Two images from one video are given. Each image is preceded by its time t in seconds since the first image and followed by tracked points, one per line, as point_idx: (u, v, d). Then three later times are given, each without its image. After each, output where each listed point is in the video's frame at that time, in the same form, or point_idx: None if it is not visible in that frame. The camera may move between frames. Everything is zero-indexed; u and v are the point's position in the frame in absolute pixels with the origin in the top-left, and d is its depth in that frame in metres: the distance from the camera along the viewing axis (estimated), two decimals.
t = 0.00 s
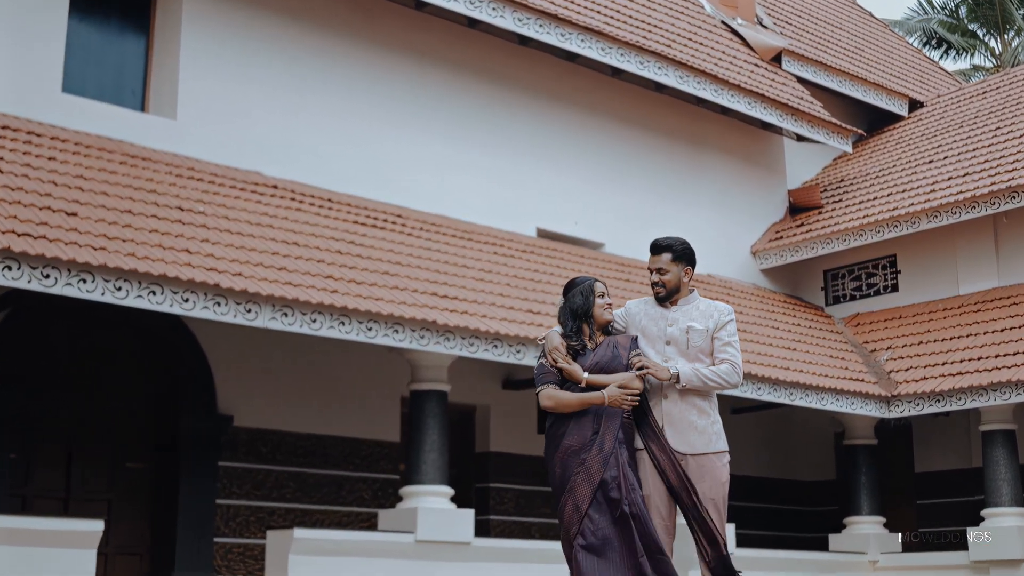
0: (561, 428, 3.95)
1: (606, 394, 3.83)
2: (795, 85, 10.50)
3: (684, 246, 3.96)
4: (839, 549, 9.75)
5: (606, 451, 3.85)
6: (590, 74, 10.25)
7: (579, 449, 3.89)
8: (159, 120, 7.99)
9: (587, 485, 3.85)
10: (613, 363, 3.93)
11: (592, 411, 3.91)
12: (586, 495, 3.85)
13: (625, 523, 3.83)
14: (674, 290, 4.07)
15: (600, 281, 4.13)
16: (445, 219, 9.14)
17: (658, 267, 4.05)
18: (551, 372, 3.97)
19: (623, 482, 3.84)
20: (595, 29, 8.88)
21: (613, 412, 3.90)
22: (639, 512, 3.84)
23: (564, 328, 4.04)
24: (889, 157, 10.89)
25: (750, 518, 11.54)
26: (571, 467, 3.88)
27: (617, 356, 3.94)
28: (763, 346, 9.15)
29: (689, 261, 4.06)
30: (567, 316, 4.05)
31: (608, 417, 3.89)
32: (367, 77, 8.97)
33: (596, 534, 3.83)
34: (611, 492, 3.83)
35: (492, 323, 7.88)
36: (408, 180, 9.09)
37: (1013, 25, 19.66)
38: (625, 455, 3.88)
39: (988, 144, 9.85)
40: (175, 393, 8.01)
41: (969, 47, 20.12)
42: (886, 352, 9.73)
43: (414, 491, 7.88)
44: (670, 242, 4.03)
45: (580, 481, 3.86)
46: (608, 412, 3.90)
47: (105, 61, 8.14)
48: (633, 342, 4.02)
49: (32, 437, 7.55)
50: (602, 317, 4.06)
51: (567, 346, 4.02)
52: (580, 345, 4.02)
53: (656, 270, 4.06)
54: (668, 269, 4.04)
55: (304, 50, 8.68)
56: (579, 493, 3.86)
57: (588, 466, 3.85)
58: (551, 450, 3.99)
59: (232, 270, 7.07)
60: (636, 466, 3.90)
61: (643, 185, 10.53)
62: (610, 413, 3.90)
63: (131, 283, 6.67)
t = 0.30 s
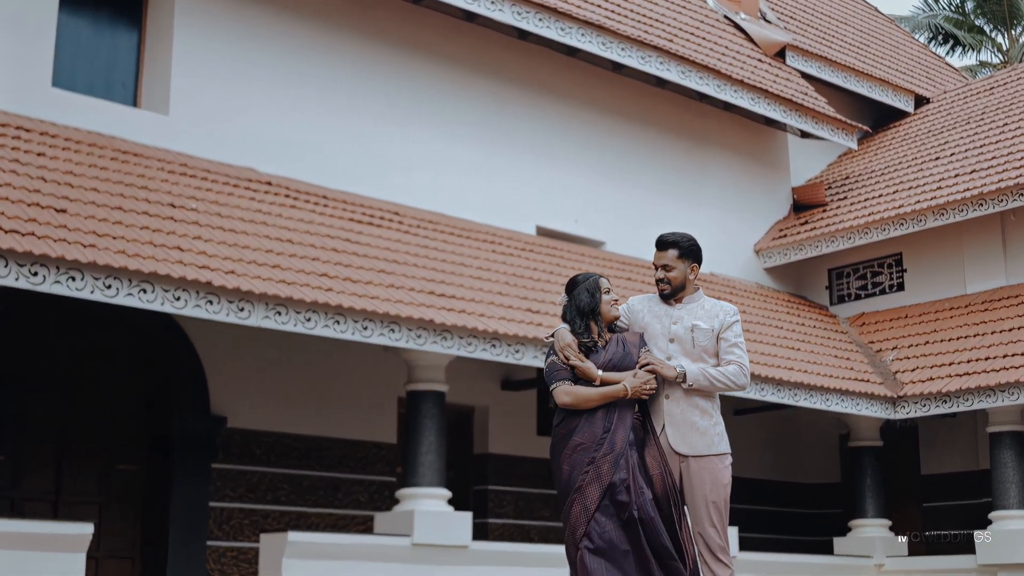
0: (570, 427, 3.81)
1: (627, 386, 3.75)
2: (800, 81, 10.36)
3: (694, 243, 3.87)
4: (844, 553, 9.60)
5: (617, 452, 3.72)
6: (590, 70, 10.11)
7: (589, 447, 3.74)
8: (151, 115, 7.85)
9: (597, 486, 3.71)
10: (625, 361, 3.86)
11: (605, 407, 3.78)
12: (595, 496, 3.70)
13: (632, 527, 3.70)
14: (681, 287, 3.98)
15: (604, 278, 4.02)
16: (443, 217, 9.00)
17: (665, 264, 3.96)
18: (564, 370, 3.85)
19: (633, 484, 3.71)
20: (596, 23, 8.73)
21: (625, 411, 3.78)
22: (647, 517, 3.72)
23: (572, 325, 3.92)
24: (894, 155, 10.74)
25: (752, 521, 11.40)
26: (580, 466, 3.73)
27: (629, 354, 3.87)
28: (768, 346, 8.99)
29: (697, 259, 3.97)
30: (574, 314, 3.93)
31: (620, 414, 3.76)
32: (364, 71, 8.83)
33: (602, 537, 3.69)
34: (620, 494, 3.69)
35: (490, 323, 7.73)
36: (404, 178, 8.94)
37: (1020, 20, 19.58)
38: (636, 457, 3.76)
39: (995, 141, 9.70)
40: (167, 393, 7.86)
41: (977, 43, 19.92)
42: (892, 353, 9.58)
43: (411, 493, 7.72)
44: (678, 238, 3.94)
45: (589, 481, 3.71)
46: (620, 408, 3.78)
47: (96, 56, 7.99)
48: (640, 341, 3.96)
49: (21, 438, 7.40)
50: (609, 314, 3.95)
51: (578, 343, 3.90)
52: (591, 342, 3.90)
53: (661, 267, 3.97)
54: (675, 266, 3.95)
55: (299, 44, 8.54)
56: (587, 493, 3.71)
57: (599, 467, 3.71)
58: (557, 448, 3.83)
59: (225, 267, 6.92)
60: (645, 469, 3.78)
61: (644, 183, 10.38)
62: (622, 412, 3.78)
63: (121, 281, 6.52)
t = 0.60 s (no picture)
0: (573, 427, 3.82)
1: (634, 381, 3.78)
2: (803, 76, 10.23)
3: (699, 239, 3.91)
4: (848, 557, 9.45)
5: (620, 454, 3.74)
6: (591, 65, 9.97)
7: (592, 448, 3.76)
8: (143, 110, 7.71)
9: (598, 487, 3.73)
10: (630, 361, 3.88)
11: (608, 407, 3.82)
12: (594, 497, 3.74)
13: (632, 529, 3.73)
14: (685, 284, 4.02)
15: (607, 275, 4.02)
16: (440, 214, 8.85)
17: (669, 261, 3.99)
18: (569, 370, 3.86)
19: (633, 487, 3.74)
20: (596, 18, 8.59)
21: (629, 414, 3.82)
22: (646, 521, 3.76)
23: (578, 323, 3.93)
24: (899, 152, 10.60)
25: (755, 523, 11.27)
26: (581, 467, 3.76)
27: (635, 354, 3.90)
28: (771, 346, 8.85)
29: (700, 256, 4.00)
30: (578, 314, 3.94)
31: (625, 414, 3.80)
32: (361, 66, 8.70)
33: (602, 537, 3.72)
34: (620, 496, 3.72)
35: (488, 321, 7.59)
36: (401, 175, 8.80)
37: None
38: (637, 460, 3.79)
39: (1001, 138, 9.58)
40: (160, 393, 7.72)
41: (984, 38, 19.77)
42: (897, 353, 9.43)
43: (407, 495, 7.57)
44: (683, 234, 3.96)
45: (590, 482, 3.74)
46: (624, 408, 3.82)
47: (87, 51, 7.86)
48: (645, 340, 4.00)
49: (9, 440, 7.25)
50: (614, 311, 3.96)
51: (583, 343, 3.91)
52: (597, 341, 3.92)
53: (666, 264, 4.00)
54: (679, 263, 3.99)
55: (295, 38, 8.41)
56: (588, 494, 3.74)
57: (601, 468, 3.74)
58: (559, 446, 3.85)
59: (218, 265, 6.78)
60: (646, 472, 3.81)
61: (645, 181, 10.24)
62: (625, 416, 3.81)
63: (111, 279, 6.37)
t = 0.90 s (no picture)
0: (571, 427, 3.67)
1: (635, 379, 3.64)
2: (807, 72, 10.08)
3: (706, 234, 3.77)
4: (853, 560, 9.30)
5: (620, 456, 3.60)
6: (591, 60, 9.82)
7: (591, 450, 3.61)
8: (134, 106, 7.57)
9: (597, 490, 3.58)
10: (630, 360, 3.73)
11: (608, 407, 3.66)
12: (592, 499, 3.59)
13: (630, 533, 3.59)
14: (691, 281, 3.87)
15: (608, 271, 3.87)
16: (438, 211, 8.71)
17: (674, 257, 3.84)
18: (569, 368, 3.70)
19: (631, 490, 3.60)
20: (596, 12, 8.45)
21: (629, 415, 3.68)
22: (644, 526, 3.62)
23: (577, 321, 3.79)
24: (904, 149, 10.45)
25: (759, 526, 11.13)
26: (580, 468, 3.61)
27: (636, 354, 3.75)
28: (775, 346, 8.69)
29: (707, 252, 3.85)
30: (579, 312, 3.79)
31: (625, 414, 3.65)
32: (357, 60, 8.54)
33: (599, 541, 3.57)
34: (618, 499, 3.59)
35: (485, 321, 7.44)
36: (397, 172, 8.65)
37: None
38: (637, 462, 3.64)
39: (1008, 135, 9.43)
40: (151, 395, 7.57)
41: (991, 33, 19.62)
42: (903, 353, 9.28)
43: (403, 498, 7.42)
44: (689, 230, 3.82)
45: (589, 485, 3.59)
46: (625, 408, 3.68)
47: (77, 45, 7.72)
48: (648, 339, 3.85)
49: None
50: (615, 309, 3.81)
51: (583, 341, 3.76)
52: (597, 340, 3.76)
53: (670, 260, 3.86)
54: (685, 259, 3.84)
55: (290, 32, 8.26)
56: (586, 497, 3.59)
57: (600, 470, 3.59)
58: (557, 447, 3.70)
59: (209, 263, 6.63)
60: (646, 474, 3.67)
61: (646, 178, 10.09)
62: (626, 418, 3.67)
63: (99, 277, 6.21)
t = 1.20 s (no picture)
0: (567, 427, 3.54)
1: (634, 379, 3.51)
2: (811, 67, 9.94)
3: (711, 229, 3.64)
4: (857, 564, 9.15)
5: (618, 457, 3.46)
6: (591, 55, 9.68)
7: (588, 451, 3.48)
8: (125, 101, 7.42)
9: (594, 492, 3.45)
10: (630, 361, 3.59)
11: (607, 407, 3.53)
12: (588, 501, 3.45)
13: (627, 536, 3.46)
14: (695, 278, 3.73)
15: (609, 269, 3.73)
16: (435, 209, 8.58)
17: (678, 253, 3.71)
18: (567, 369, 3.56)
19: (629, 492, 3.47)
20: (596, 6, 8.32)
21: (627, 415, 3.54)
22: (643, 529, 3.48)
23: (576, 320, 3.65)
24: (909, 147, 10.32)
25: (761, 529, 10.99)
26: (576, 469, 3.48)
27: (636, 354, 3.61)
28: (778, 347, 8.55)
29: (712, 248, 3.72)
30: (577, 311, 3.65)
31: (624, 414, 3.52)
32: (354, 55, 8.41)
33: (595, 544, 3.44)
34: (615, 501, 3.45)
35: (483, 320, 7.30)
36: (394, 169, 8.51)
37: None
38: (636, 464, 3.51)
39: (1015, 131, 9.31)
40: (143, 396, 7.43)
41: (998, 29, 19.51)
42: (908, 353, 9.14)
43: (400, 500, 7.29)
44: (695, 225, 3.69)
45: (585, 487, 3.46)
46: (625, 408, 3.54)
47: (67, 40, 7.58)
48: (649, 339, 3.71)
49: None
50: (616, 308, 3.67)
51: (582, 341, 3.62)
52: (596, 340, 3.63)
53: (675, 257, 3.72)
54: (689, 256, 3.71)
55: (285, 26, 8.13)
56: (583, 499, 3.46)
57: (597, 472, 3.46)
58: (553, 449, 3.56)
59: (201, 261, 6.49)
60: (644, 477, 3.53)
61: (647, 176, 9.96)
62: (624, 418, 3.53)
63: (89, 275, 6.07)
